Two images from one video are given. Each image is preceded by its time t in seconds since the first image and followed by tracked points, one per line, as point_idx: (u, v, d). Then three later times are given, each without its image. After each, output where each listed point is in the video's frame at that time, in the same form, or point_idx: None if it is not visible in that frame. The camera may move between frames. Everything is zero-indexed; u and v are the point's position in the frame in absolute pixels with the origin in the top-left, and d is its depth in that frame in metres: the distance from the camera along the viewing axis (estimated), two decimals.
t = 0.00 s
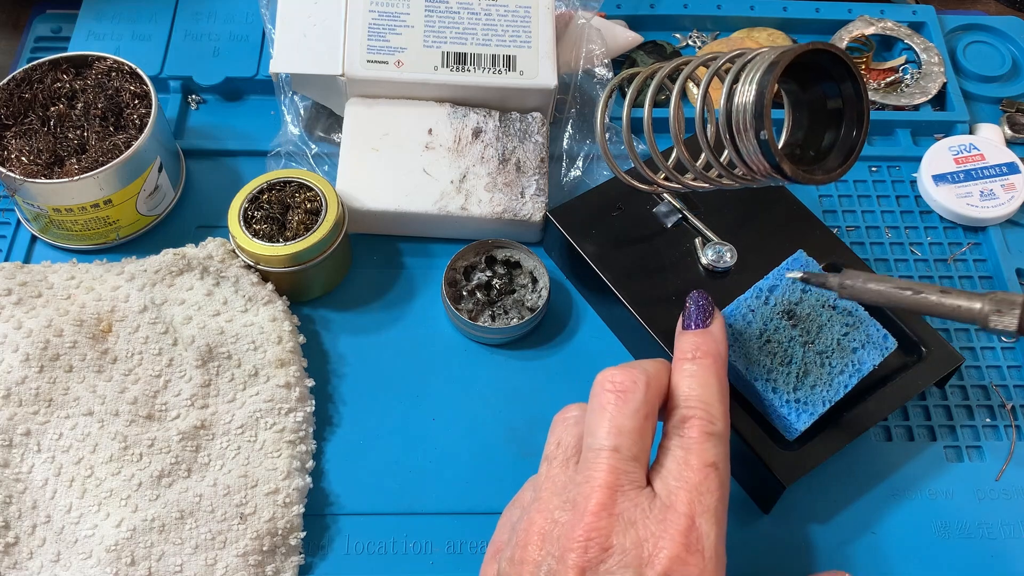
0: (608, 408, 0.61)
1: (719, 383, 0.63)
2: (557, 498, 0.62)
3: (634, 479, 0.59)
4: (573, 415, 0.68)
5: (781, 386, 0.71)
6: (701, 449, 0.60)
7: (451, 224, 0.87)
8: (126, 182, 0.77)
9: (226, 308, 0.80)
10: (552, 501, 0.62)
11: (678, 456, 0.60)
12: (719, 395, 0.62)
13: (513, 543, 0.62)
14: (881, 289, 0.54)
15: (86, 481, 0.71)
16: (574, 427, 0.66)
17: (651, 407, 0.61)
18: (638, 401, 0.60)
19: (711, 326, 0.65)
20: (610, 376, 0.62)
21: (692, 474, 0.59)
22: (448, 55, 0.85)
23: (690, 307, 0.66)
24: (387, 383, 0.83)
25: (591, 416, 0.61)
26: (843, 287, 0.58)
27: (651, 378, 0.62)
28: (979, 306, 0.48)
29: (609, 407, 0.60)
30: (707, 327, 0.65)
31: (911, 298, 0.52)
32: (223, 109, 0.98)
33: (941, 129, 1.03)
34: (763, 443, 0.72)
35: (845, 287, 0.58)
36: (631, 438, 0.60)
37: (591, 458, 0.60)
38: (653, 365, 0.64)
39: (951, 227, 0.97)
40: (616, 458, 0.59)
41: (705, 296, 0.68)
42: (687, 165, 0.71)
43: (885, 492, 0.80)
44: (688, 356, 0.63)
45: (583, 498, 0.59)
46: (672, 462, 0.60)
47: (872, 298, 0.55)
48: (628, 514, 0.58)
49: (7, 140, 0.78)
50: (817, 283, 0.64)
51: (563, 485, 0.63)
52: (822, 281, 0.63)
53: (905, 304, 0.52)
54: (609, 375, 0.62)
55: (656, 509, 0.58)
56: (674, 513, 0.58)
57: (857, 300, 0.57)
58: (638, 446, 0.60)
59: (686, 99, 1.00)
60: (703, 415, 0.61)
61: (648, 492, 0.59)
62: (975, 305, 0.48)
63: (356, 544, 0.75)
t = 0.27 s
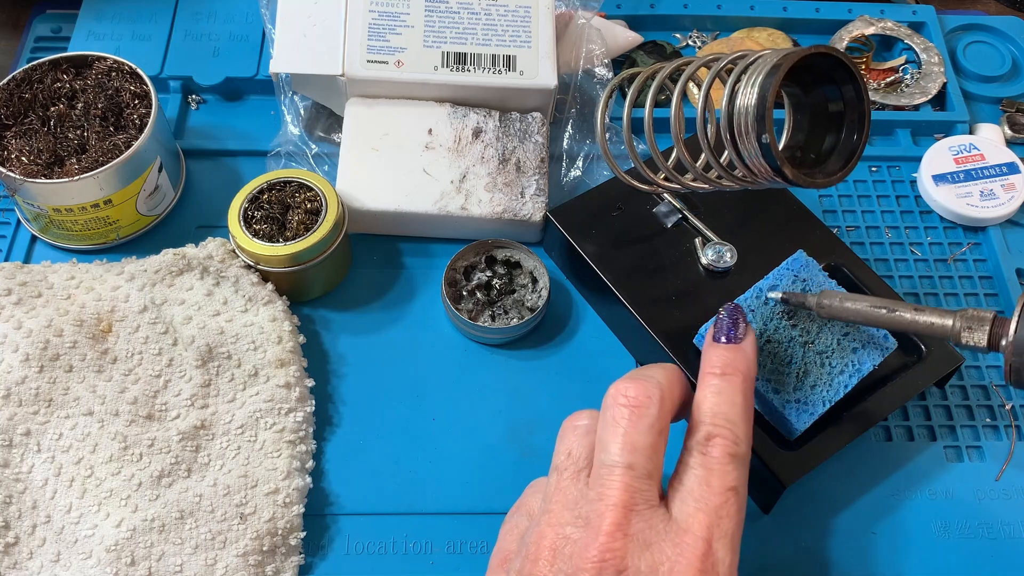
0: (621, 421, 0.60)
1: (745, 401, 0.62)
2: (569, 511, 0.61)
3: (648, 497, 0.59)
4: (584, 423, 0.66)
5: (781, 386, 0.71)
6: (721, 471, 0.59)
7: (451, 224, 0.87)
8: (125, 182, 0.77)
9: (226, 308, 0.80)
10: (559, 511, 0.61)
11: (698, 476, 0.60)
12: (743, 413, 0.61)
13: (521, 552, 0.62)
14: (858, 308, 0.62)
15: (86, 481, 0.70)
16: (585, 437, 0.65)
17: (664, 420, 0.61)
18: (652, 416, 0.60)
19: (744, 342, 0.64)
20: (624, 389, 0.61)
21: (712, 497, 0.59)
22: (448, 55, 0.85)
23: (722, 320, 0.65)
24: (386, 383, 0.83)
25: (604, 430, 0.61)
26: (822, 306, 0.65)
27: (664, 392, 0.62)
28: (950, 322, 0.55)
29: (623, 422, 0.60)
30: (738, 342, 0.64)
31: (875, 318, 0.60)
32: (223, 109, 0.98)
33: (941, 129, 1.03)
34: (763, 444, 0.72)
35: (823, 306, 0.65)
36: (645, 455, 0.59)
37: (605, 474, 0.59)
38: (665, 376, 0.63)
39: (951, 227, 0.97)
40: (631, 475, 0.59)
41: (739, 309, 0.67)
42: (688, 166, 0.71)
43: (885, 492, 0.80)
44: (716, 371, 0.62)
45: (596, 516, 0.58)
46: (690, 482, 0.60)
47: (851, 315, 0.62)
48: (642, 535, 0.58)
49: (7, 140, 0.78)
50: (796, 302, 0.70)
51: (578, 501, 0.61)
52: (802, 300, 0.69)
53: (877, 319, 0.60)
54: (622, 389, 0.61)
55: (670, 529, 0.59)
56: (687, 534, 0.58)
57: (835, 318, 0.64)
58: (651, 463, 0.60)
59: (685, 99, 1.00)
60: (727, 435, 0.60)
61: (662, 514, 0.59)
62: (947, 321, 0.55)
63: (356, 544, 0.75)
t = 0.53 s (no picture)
0: (626, 425, 0.60)
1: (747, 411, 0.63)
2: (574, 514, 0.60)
3: (654, 501, 0.59)
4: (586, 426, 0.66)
5: (781, 386, 0.71)
6: (727, 478, 0.60)
7: (451, 224, 0.87)
8: (125, 182, 0.77)
9: (226, 308, 0.80)
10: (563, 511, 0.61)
11: (703, 482, 0.60)
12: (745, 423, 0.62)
13: (525, 555, 0.62)
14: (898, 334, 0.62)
15: (86, 481, 0.71)
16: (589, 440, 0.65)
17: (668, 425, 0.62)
18: (655, 421, 0.61)
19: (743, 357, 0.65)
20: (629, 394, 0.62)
21: (719, 503, 0.59)
22: (448, 55, 0.85)
23: (723, 334, 0.66)
24: (387, 383, 0.83)
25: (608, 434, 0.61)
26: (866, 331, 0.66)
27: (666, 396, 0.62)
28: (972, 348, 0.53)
29: (626, 426, 0.60)
30: (740, 357, 0.65)
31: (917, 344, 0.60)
32: (223, 109, 0.98)
33: (941, 129, 1.03)
34: (763, 444, 0.72)
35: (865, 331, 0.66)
36: (650, 459, 0.60)
37: (610, 478, 0.59)
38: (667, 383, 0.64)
39: (951, 227, 0.97)
40: (636, 479, 0.59)
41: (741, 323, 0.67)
42: (687, 165, 0.71)
43: (884, 492, 0.80)
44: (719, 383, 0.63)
45: (602, 520, 0.58)
46: (695, 488, 0.60)
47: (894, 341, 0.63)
48: (650, 538, 0.58)
49: (7, 140, 0.78)
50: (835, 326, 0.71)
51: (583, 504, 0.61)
52: (843, 325, 0.70)
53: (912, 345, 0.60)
54: (626, 393, 0.62)
55: (676, 533, 0.59)
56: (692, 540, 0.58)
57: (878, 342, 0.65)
58: (656, 467, 0.60)
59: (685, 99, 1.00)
60: (730, 443, 0.61)
61: (669, 520, 0.59)
62: (992, 350, 0.51)
63: (357, 544, 0.75)
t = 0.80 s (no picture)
0: (627, 428, 0.60)
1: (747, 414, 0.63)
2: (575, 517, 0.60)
3: (656, 503, 0.59)
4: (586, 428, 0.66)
5: (781, 386, 0.71)
6: (728, 482, 0.60)
7: (451, 224, 0.87)
8: (125, 182, 0.77)
9: (226, 308, 0.80)
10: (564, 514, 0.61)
11: (705, 486, 0.60)
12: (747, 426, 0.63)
13: (527, 557, 0.61)
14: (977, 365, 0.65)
15: (86, 481, 0.70)
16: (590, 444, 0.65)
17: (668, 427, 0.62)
18: (656, 423, 0.61)
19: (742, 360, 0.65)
20: (629, 396, 0.62)
21: (721, 507, 0.59)
22: (448, 55, 0.85)
23: (723, 337, 0.66)
24: (387, 383, 0.83)
25: (609, 437, 0.61)
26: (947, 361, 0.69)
27: (667, 398, 0.62)
28: None
29: (627, 428, 0.60)
30: (740, 360, 0.65)
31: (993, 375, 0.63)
32: (223, 109, 0.98)
33: (940, 129, 1.03)
34: (763, 444, 0.72)
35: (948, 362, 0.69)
36: (652, 462, 0.60)
37: (611, 480, 0.59)
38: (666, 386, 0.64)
39: (951, 227, 0.97)
40: (638, 482, 0.59)
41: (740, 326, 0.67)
42: (688, 166, 0.71)
43: (884, 492, 0.80)
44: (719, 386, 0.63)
45: (604, 523, 0.58)
46: (696, 491, 0.61)
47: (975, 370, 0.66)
48: (652, 541, 0.58)
49: (7, 140, 0.78)
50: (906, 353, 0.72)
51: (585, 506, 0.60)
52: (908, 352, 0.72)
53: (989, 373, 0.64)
54: (627, 396, 0.62)
55: (678, 536, 0.59)
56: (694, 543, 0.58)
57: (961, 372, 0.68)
58: (658, 470, 0.60)
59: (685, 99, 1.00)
60: (731, 446, 0.61)
61: (671, 523, 0.59)
62: None
63: (357, 544, 0.75)
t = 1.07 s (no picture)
0: (631, 433, 0.61)
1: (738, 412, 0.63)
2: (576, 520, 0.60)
3: (657, 508, 0.59)
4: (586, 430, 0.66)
5: (781, 386, 0.71)
6: (722, 483, 0.60)
7: (451, 224, 0.87)
8: (125, 182, 0.77)
9: (226, 308, 0.80)
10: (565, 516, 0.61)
11: (699, 487, 0.60)
12: (739, 424, 0.62)
13: (527, 560, 0.61)
14: None
15: (86, 481, 0.70)
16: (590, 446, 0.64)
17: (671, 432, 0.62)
18: (660, 429, 0.61)
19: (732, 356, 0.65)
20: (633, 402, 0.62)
21: (716, 508, 0.59)
22: (448, 55, 0.85)
23: (712, 334, 0.66)
24: (387, 383, 0.83)
25: (613, 442, 0.61)
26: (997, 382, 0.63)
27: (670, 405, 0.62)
28: None
29: (631, 434, 0.61)
30: (730, 356, 0.65)
31: None
32: (223, 109, 0.98)
33: (940, 129, 1.03)
34: (763, 443, 0.72)
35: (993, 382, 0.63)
36: (654, 466, 0.60)
37: (614, 484, 0.59)
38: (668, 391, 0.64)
39: (951, 227, 0.97)
40: (640, 486, 0.59)
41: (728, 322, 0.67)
42: (687, 166, 0.71)
43: (884, 492, 0.80)
44: (710, 385, 0.63)
45: (605, 527, 0.58)
46: (692, 493, 0.61)
47: None
48: (652, 545, 0.58)
49: (7, 140, 0.78)
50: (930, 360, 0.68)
51: (586, 509, 0.61)
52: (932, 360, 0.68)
53: None
54: (630, 403, 0.62)
55: (678, 540, 0.59)
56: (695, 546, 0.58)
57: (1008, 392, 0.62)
58: (660, 474, 0.60)
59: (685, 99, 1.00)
60: (724, 446, 0.61)
61: (671, 526, 0.59)
62: None
63: (356, 544, 0.75)
